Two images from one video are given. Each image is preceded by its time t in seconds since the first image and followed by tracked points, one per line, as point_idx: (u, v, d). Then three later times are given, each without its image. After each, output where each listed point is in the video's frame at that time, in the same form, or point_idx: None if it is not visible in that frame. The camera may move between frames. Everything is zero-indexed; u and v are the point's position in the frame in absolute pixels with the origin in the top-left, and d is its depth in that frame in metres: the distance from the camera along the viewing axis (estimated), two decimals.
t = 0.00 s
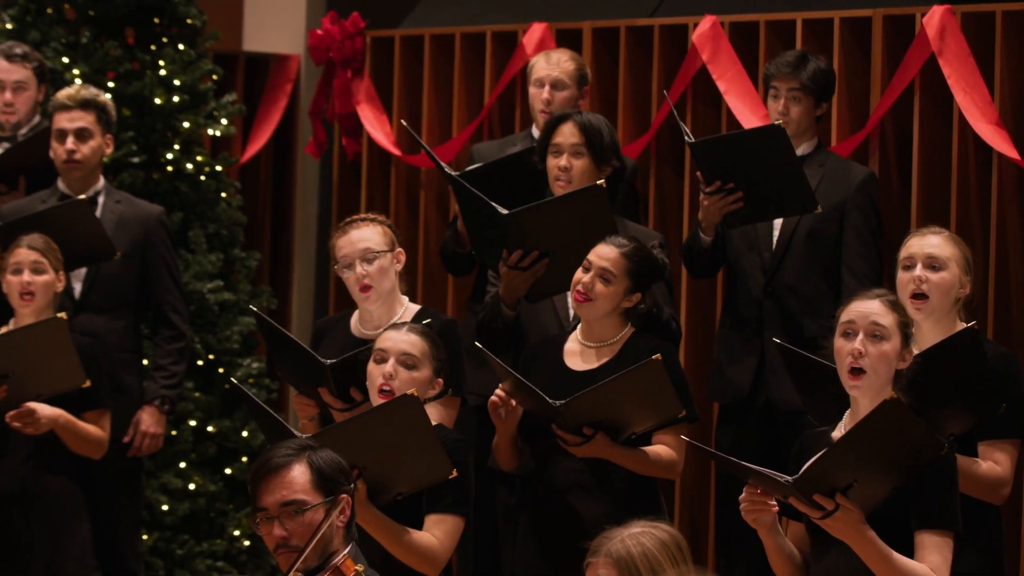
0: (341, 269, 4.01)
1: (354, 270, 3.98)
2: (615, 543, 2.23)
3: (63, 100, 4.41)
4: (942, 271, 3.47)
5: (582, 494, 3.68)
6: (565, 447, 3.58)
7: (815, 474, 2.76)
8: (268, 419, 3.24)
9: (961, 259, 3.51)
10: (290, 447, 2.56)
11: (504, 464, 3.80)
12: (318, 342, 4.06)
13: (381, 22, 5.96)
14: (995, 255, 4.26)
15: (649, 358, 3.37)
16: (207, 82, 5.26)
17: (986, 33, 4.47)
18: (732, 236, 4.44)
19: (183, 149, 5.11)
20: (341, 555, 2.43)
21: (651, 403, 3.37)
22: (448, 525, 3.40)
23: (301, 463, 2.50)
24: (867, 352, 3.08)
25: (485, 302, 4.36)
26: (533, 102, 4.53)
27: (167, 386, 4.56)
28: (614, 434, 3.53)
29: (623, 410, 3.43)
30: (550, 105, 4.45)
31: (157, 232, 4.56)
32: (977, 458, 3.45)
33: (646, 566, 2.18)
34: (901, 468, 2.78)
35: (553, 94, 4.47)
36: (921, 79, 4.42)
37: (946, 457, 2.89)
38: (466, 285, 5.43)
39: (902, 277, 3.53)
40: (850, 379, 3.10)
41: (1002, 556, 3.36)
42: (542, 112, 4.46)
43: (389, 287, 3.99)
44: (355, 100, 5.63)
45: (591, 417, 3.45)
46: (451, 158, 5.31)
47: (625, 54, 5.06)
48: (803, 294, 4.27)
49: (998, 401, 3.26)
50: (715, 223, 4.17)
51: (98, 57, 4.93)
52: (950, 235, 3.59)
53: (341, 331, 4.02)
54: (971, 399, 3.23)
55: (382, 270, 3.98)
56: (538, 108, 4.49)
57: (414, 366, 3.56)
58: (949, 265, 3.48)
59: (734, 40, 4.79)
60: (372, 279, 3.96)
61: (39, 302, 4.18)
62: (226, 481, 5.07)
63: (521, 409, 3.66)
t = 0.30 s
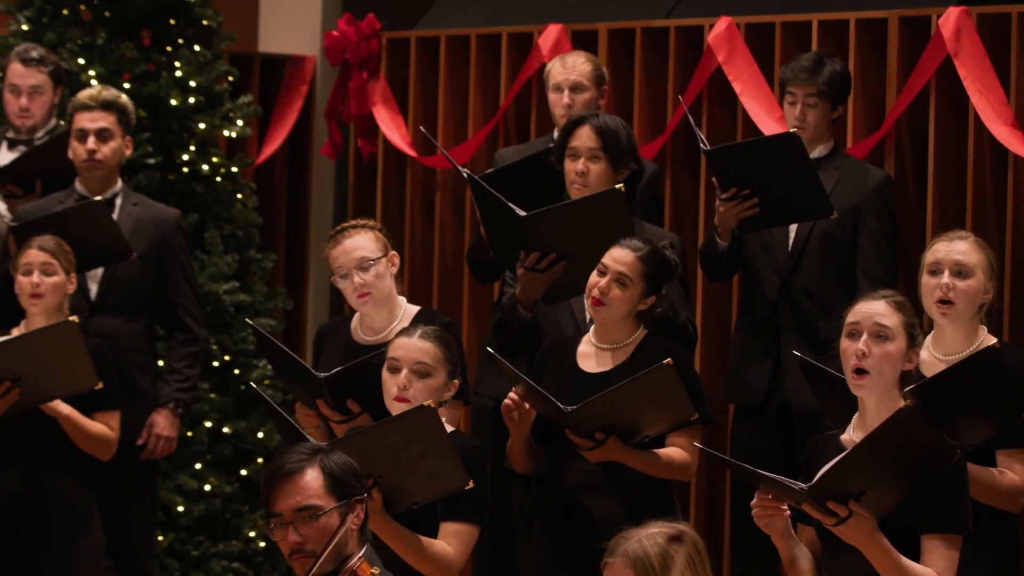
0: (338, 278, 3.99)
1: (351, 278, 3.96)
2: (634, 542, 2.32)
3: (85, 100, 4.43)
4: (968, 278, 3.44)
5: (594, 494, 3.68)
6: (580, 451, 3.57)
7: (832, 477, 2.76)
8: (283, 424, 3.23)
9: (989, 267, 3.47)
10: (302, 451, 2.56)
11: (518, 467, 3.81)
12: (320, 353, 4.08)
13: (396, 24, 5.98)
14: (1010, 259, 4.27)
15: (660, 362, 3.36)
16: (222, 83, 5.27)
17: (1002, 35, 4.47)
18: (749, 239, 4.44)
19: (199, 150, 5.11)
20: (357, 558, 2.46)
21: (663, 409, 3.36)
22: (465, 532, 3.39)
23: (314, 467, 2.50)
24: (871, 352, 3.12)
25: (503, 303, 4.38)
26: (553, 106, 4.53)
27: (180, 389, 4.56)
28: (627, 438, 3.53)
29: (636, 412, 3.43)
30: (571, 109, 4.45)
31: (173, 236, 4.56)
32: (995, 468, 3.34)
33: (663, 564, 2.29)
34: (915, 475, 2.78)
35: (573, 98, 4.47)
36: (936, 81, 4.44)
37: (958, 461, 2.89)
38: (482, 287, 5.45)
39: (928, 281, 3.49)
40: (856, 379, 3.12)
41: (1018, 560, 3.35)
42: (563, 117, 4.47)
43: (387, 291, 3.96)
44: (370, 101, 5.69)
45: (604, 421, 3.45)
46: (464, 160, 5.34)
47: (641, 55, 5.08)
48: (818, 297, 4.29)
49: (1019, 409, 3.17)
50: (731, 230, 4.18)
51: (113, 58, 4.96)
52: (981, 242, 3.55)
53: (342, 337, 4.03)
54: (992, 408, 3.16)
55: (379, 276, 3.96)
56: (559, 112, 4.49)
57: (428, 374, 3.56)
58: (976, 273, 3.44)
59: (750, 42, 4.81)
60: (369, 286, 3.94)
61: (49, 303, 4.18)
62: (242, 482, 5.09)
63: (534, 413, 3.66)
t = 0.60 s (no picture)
0: (334, 275, 4.00)
1: (346, 275, 3.97)
2: (658, 540, 2.39)
3: (105, 102, 4.46)
4: (995, 279, 3.46)
5: (607, 499, 3.65)
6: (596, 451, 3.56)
7: (846, 471, 2.78)
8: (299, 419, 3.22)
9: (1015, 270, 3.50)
10: (321, 454, 2.54)
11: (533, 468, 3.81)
12: (319, 353, 4.08)
13: (411, 25, 6.00)
14: None
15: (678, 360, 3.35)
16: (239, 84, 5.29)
17: (1019, 36, 4.48)
18: (766, 239, 4.44)
19: (215, 151, 5.13)
20: (374, 560, 2.42)
21: (677, 409, 3.35)
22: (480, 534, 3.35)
23: (332, 468, 2.49)
24: (882, 352, 3.13)
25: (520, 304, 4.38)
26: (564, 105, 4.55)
27: (195, 391, 4.56)
28: (643, 439, 3.51)
29: (649, 411, 3.41)
30: (581, 108, 4.47)
31: (190, 237, 4.56)
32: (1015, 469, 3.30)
33: (686, 562, 2.35)
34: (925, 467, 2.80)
35: (583, 97, 4.48)
36: (953, 82, 4.44)
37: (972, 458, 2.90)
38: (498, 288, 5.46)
39: (955, 282, 3.50)
40: (866, 380, 3.14)
41: None
42: (573, 116, 4.48)
43: (383, 290, 3.97)
44: (387, 102, 5.73)
45: (619, 420, 3.44)
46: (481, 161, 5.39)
47: (657, 56, 5.10)
48: (834, 298, 4.29)
49: None
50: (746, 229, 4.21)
51: (130, 59, 4.98)
52: (1005, 244, 3.55)
53: (340, 339, 4.03)
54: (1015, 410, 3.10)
55: (374, 274, 3.96)
56: (569, 111, 4.51)
57: (445, 373, 3.54)
58: (1004, 274, 3.46)
59: (767, 43, 4.85)
60: (364, 283, 3.94)
61: (61, 304, 4.17)
62: (259, 482, 5.11)
63: (549, 413, 3.66)
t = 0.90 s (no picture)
0: (326, 281, 3.98)
1: (339, 280, 3.95)
2: (681, 538, 2.39)
3: (125, 103, 4.46)
4: (1020, 284, 3.45)
5: (625, 499, 3.64)
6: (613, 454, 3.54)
7: (867, 481, 2.76)
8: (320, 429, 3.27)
9: None
10: (340, 454, 2.52)
11: (547, 468, 3.77)
12: (313, 362, 4.05)
13: (429, 26, 6.02)
14: None
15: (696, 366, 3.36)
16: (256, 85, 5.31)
17: None
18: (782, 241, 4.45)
19: (233, 152, 5.14)
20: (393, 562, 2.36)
21: (693, 414, 3.35)
22: (497, 537, 3.34)
23: (351, 469, 2.47)
24: (897, 360, 3.13)
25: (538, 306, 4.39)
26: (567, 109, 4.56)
27: (212, 394, 4.56)
28: (659, 442, 3.50)
29: (664, 415, 3.40)
30: (582, 110, 4.46)
31: (207, 239, 4.58)
32: None
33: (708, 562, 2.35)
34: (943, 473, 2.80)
35: (583, 99, 4.47)
36: (970, 83, 4.45)
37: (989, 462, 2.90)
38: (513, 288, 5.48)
39: (980, 286, 3.51)
40: (879, 384, 3.14)
41: None
42: (576, 119, 4.47)
43: (376, 296, 3.95)
44: (405, 103, 5.76)
45: (636, 424, 3.42)
46: (498, 163, 5.46)
47: (675, 58, 5.12)
48: (851, 299, 4.29)
49: None
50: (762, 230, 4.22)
51: (147, 60, 4.99)
52: None
53: (336, 347, 4.01)
54: None
55: (367, 279, 3.94)
56: (571, 115, 4.50)
57: (462, 378, 3.52)
58: None
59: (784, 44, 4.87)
60: (356, 289, 3.93)
61: (75, 304, 4.17)
62: (276, 483, 5.12)
63: (565, 414, 3.63)
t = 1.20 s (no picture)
0: (335, 275, 3.96)
1: (348, 276, 3.93)
2: (703, 539, 2.32)
3: (143, 103, 4.49)
4: None
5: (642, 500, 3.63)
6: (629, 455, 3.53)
7: (887, 470, 2.77)
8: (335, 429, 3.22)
9: None
10: (359, 455, 2.52)
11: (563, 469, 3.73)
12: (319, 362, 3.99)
13: (446, 27, 6.04)
14: None
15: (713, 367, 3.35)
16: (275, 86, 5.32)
17: None
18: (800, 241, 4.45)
19: (252, 153, 5.16)
20: (412, 561, 2.37)
21: (710, 412, 3.34)
22: (517, 538, 3.32)
23: (371, 470, 2.46)
24: (920, 357, 3.13)
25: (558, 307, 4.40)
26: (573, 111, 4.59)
27: (230, 394, 4.57)
28: (676, 443, 3.49)
29: (680, 417, 3.40)
30: (586, 111, 4.49)
31: (226, 239, 4.58)
32: None
33: (729, 564, 2.28)
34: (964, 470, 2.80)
35: (587, 100, 4.49)
36: (990, 84, 4.46)
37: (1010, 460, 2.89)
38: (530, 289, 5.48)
39: (1001, 283, 3.50)
40: (905, 388, 3.15)
41: None
42: (580, 121, 4.51)
43: (385, 295, 3.93)
44: (424, 104, 5.76)
45: (655, 426, 3.42)
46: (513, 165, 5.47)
47: (694, 59, 5.14)
48: (869, 299, 4.29)
49: None
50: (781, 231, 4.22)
51: (166, 61, 4.99)
52: None
53: (341, 347, 3.95)
54: None
55: (376, 277, 3.93)
56: (576, 116, 4.53)
57: (479, 376, 3.53)
58: None
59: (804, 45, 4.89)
60: (365, 286, 3.91)
61: (92, 308, 4.16)
62: (294, 484, 5.13)
63: (581, 413, 3.60)
